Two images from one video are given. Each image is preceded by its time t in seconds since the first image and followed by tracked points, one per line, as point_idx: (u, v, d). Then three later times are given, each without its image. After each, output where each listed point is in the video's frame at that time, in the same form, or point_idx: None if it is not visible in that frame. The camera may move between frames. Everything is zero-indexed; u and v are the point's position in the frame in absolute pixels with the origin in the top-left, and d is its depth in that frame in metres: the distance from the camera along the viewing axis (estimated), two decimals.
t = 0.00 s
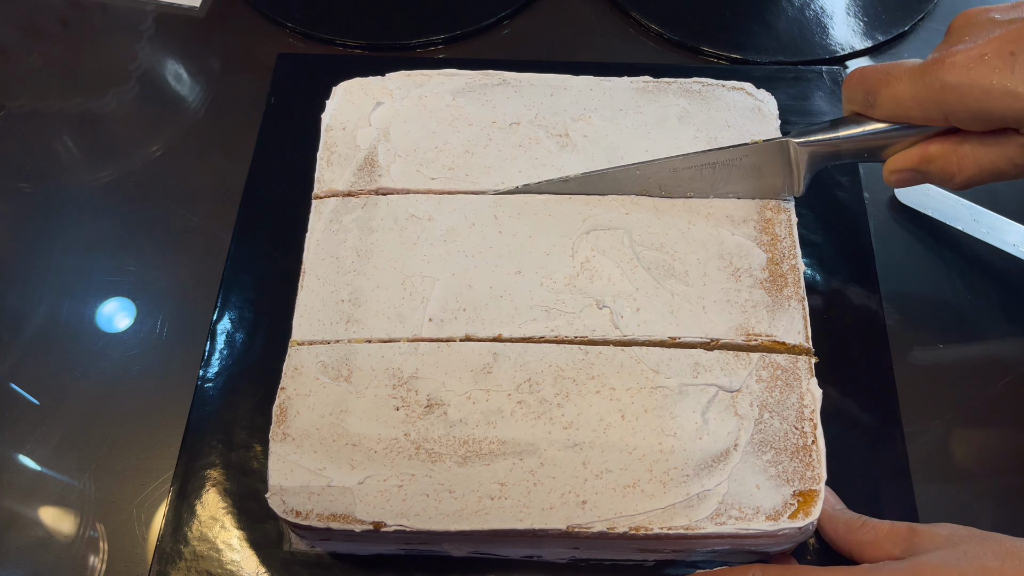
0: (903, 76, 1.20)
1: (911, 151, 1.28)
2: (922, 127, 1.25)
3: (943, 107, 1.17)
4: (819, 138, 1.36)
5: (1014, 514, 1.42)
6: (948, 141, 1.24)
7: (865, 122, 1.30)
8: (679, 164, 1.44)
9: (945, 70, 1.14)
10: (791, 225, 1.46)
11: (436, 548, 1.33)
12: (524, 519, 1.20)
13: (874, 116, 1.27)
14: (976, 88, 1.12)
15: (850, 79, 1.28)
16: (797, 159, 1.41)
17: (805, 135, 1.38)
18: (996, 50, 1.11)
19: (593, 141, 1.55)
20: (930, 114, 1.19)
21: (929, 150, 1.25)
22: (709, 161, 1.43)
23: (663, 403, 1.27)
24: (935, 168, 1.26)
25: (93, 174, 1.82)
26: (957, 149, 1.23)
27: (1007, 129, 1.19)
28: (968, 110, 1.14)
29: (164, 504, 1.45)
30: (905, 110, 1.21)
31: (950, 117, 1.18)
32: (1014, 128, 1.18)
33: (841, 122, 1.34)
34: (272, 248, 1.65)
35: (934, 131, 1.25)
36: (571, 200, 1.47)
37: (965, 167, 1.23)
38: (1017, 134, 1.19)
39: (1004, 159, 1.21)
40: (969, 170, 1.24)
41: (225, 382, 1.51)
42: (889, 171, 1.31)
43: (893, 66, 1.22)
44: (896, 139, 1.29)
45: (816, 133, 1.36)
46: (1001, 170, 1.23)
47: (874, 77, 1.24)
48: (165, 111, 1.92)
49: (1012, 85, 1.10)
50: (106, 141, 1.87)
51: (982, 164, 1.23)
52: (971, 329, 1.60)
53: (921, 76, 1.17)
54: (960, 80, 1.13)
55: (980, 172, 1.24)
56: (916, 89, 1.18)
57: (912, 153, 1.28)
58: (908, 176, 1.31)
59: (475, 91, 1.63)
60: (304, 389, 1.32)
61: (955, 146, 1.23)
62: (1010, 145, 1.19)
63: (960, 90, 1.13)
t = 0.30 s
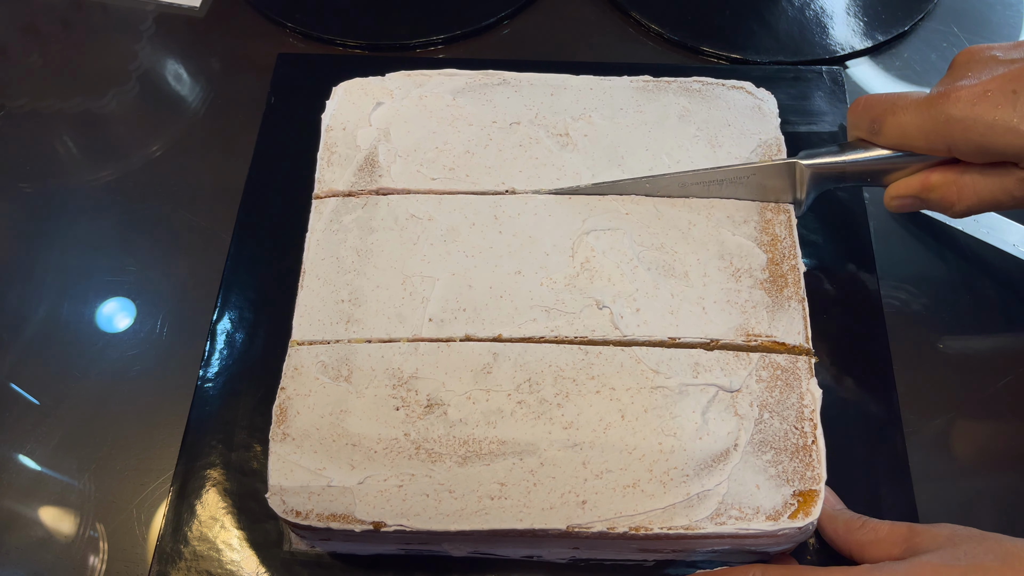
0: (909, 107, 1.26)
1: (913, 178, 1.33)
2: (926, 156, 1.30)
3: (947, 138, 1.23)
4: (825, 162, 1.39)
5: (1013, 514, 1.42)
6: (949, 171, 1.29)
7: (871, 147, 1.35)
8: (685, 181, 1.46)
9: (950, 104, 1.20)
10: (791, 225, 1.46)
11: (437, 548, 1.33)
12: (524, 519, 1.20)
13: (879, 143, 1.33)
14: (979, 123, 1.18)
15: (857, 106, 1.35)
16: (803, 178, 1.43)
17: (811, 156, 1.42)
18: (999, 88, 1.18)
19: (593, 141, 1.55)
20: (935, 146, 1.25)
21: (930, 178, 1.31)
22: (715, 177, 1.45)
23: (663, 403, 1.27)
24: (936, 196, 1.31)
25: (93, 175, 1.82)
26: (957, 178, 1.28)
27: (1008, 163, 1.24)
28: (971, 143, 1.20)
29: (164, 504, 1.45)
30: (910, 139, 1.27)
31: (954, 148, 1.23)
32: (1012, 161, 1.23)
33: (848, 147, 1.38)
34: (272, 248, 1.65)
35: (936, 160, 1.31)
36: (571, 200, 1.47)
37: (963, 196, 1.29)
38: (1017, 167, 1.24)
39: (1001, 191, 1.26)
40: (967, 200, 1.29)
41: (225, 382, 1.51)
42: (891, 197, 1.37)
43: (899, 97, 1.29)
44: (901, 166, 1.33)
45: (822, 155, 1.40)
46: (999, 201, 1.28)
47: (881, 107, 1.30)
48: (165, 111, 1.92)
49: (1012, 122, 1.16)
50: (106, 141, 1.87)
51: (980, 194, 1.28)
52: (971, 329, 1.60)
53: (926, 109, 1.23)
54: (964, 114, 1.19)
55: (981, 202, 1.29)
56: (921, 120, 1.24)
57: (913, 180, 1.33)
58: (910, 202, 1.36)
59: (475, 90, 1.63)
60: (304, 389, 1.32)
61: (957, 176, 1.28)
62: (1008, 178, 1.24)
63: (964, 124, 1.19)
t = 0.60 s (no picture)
0: (909, 136, 1.35)
1: (909, 205, 1.41)
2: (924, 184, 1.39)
3: (946, 169, 1.31)
4: (829, 184, 1.45)
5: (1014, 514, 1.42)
6: (945, 200, 1.37)
7: (874, 172, 1.43)
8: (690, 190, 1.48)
9: (950, 136, 1.29)
10: (791, 224, 1.46)
11: (437, 548, 1.33)
12: (524, 520, 1.20)
13: (879, 168, 1.42)
14: (976, 155, 1.27)
15: (859, 133, 1.45)
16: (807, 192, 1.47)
17: (817, 176, 1.47)
18: (995, 124, 1.27)
19: (593, 141, 1.55)
20: (934, 175, 1.33)
21: (927, 205, 1.38)
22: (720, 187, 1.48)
23: (663, 403, 1.27)
24: (930, 224, 1.39)
25: (93, 174, 1.82)
26: (952, 207, 1.36)
27: (1001, 198, 1.32)
28: (968, 174, 1.28)
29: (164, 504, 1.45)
30: (910, 166, 1.36)
31: (951, 178, 1.31)
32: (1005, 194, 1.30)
33: (852, 171, 1.45)
34: (272, 248, 1.65)
35: (932, 189, 1.39)
36: (571, 200, 1.47)
37: (957, 225, 1.36)
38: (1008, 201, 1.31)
39: (993, 222, 1.34)
40: (960, 229, 1.36)
41: (225, 381, 1.51)
42: (886, 221, 1.45)
43: (900, 127, 1.38)
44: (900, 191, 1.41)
45: (827, 176, 1.46)
46: (990, 231, 1.36)
47: (881, 134, 1.40)
48: (165, 111, 1.92)
49: (1007, 156, 1.25)
50: (106, 141, 1.87)
51: (973, 224, 1.35)
52: (972, 329, 1.60)
53: (927, 139, 1.32)
54: (963, 146, 1.28)
55: (972, 232, 1.36)
56: (920, 149, 1.33)
57: (909, 207, 1.41)
58: (905, 227, 1.44)
59: (475, 90, 1.63)
60: (304, 389, 1.32)
61: (952, 206, 1.36)
62: (1000, 209, 1.32)
63: (964, 155, 1.27)
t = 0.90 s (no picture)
0: (905, 156, 1.42)
1: (903, 223, 1.48)
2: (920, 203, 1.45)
3: (940, 188, 1.38)
4: (831, 200, 1.49)
5: (1015, 515, 1.42)
6: (938, 219, 1.44)
7: (872, 188, 1.48)
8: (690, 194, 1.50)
9: (945, 157, 1.36)
10: (790, 225, 1.46)
11: (437, 548, 1.33)
12: (524, 519, 1.20)
13: (875, 186, 1.48)
14: (969, 176, 1.34)
15: (856, 151, 1.51)
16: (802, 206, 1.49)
17: (819, 193, 1.49)
18: (988, 146, 1.35)
19: (593, 140, 1.55)
20: (929, 193, 1.40)
21: (920, 224, 1.45)
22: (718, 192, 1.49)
23: (663, 403, 1.27)
24: (923, 242, 1.46)
25: (93, 175, 1.82)
26: (944, 227, 1.43)
27: (991, 218, 1.40)
28: (962, 195, 1.36)
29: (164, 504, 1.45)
30: (905, 184, 1.42)
31: (945, 198, 1.38)
32: (997, 215, 1.38)
33: (853, 188, 1.50)
34: (272, 248, 1.65)
35: (926, 208, 1.46)
36: (571, 200, 1.47)
37: (949, 243, 1.43)
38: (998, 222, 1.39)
39: (983, 241, 1.41)
40: (951, 247, 1.44)
41: (225, 381, 1.51)
42: (881, 237, 1.51)
43: (896, 146, 1.45)
44: (896, 209, 1.47)
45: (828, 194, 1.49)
46: (979, 250, 1.44)
47: (878, 153, 1.46)
48: (165, 111, 1.92)
49: (998, 179, 1.33)
50: (107, 141, 1.87)
51: (964, 243, 1.43)
52: (972, 329, 1.60)
53: (923, 159, 1.39)
54: (958, 167, 1.35)
55: (962, 250, 1.44)
56: (916, 168, 1.40)
57: (903, 225, 1.48)
58: (898, 244, 1.51)
59: (475, 90, 1.63)
60: (304, 389, 1.32)
61: (944, 225, 1.43)
62: (991, 229, 1.40)
63: (958, 176, 1.35)
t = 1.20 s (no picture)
0: (898, 175, 1.46)
1: (896, 241, 1.51)
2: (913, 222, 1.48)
3: (932, 208, 1.41)
4: (826, 217, 1.59)
5: (1015, 515, 1.41)
6: (929, 238, 1.46)
7: (868, 207, 1.54)
8: (689, 192, 1.50)
9: (936, 177, 1.40)
10: (790, 225, 1.46)
11: (437, 548, 1.33)
12: (524, 519, 1.20)
13: (870, 204, 1.52)
14: (958, 197, 1.37)
15: (851, 169, 1.56)
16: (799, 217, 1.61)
17: (814, 208, 1.62)
18: (977, 168, 1.39)
19: (593, 140, 1.55)
20: (920, 213, 1.43)
21: (912, 242, 1.48)
22: (717, 191, 1.49)
23: (663, 403, 1.27)
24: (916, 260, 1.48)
25: (93, 175, 1.82)
26: (935, 245, 1.45)
27: (981, 238, 1.42)
28: (952, 214, 1.39)
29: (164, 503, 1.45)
30: (897, 203, 1.45)
31: (935, 217, 1.41)
32: (986, 235, 1.40)
33: (851, 205, 1.57)
34: (272, 248, 1.65)
35: (918, 226, 1.48)
36: (571, 200, 1.47)
37: (940, 262, 1.45)
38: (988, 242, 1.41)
39: (973, 260, 1.43)
40: (943, 266, 1.46)
41: (225, 381, 1.51)
42: (875, 254, 1.54)
43: (889, 165, 1.49)
44: (890, 226, 1.52)
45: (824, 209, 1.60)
46: (970, 269, 1.46)
47: (872, 171, 1.51)
48: (165, 111, 1.92)
49: (988, 200, 1.36)
50: (107, 142, 1.88)
51: (954, 261, 1.45)
52: (973, 329, 1.60)
53: (915, 179, 1.43)
54: (948, 187, 1.38)
55: (953, 269, 1.46)
56: (908, 188, 1.44)
57: (895, 243, 1.51)
58: (892, 261, 1.53)
59: (475, 90, 1.63)
60: (304, 389, 1.32)
61: (935, 244, 1.45)
62: (981, 249, 1.42)
63: (949, 196, 1.38)
